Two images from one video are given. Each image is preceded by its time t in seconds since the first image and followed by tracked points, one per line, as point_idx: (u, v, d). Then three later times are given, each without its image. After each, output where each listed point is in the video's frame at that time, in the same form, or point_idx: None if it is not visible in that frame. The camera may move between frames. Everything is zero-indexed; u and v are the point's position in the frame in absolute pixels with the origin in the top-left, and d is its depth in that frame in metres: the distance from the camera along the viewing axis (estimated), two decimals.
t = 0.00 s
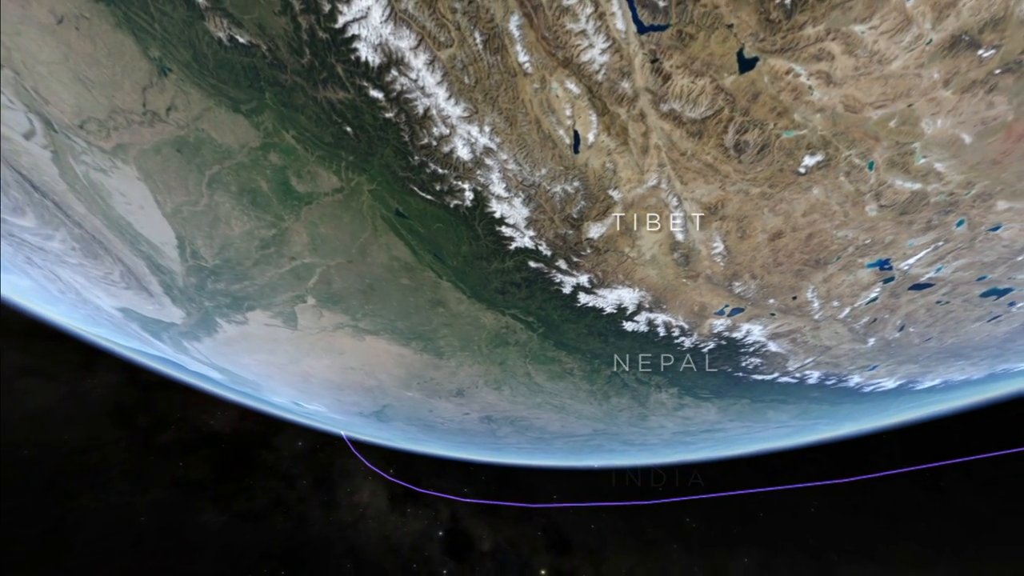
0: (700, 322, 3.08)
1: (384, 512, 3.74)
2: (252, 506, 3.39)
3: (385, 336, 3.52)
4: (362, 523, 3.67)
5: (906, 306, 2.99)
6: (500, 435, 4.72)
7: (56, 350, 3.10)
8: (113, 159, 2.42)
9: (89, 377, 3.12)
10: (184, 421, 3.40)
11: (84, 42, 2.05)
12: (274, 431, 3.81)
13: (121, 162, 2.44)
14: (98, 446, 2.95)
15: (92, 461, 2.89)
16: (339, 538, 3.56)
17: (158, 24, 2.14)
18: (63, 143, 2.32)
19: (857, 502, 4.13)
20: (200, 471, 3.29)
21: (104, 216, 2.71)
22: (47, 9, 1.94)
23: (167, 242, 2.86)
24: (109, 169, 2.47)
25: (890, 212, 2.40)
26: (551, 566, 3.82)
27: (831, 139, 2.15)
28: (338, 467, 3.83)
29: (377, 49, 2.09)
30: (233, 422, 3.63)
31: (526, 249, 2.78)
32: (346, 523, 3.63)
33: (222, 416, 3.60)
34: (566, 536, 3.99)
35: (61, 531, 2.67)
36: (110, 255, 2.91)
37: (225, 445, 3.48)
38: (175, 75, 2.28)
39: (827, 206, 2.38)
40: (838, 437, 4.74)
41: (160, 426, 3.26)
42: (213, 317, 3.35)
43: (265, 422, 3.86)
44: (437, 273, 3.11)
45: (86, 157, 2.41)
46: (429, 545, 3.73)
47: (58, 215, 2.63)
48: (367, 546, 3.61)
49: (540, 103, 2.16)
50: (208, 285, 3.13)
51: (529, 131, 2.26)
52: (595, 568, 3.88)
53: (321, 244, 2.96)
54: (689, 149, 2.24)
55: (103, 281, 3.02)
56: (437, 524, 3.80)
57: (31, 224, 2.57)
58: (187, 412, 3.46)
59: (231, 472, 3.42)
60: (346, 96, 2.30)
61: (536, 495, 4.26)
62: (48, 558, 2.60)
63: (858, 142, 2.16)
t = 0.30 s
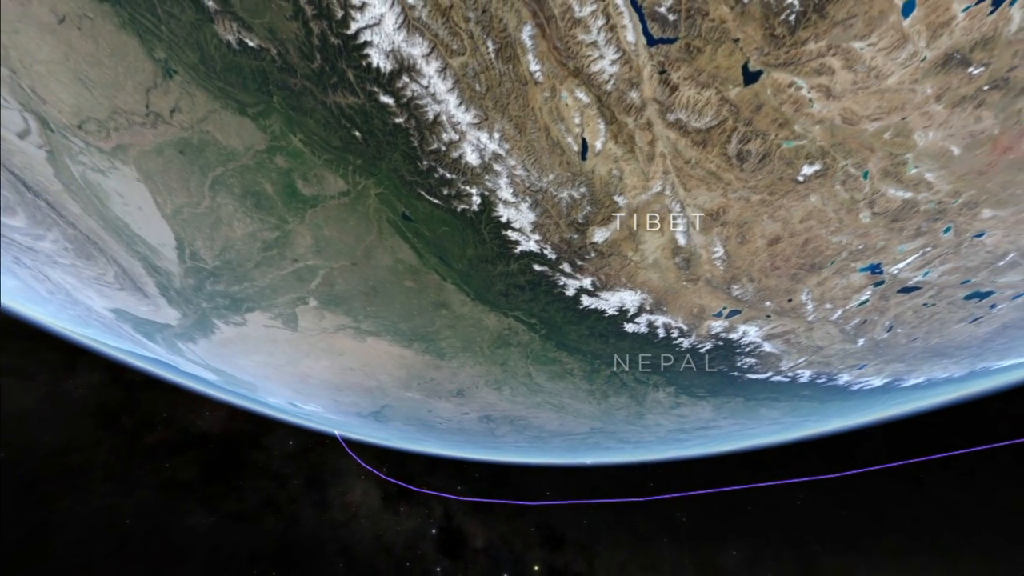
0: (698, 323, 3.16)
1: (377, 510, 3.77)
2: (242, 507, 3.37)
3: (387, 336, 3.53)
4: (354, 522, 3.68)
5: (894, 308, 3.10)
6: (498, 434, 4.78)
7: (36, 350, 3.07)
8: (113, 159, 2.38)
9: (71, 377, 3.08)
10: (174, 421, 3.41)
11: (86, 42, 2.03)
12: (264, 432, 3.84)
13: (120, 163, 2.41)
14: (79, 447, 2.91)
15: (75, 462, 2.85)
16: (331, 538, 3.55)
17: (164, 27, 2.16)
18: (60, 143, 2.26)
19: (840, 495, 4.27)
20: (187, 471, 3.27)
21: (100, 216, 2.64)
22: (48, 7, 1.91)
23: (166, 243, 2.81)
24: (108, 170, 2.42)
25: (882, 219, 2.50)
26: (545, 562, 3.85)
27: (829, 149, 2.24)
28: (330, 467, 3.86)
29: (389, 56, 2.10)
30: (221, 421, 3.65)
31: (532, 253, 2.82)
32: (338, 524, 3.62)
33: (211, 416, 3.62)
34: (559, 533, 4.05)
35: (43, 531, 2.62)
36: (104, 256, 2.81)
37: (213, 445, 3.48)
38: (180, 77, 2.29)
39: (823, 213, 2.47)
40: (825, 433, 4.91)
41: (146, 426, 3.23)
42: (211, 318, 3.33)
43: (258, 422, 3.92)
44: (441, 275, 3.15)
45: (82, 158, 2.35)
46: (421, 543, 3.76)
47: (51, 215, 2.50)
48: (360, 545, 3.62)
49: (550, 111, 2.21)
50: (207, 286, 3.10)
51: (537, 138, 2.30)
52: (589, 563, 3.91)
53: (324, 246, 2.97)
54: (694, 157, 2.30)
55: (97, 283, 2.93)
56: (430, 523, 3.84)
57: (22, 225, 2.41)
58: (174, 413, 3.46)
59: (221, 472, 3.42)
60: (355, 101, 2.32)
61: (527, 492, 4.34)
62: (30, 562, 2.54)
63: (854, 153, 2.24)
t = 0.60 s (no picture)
0: (697, 325, 3.25)
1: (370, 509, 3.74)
2: (232, 508, 3.29)
3: (389, 339, 3.63)
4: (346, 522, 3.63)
5: (883, 310, 3.23)
6: (496, 433, 4.83)
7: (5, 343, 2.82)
8: (113, 160, 2.37)
9: (52, 377, 2.87)
10: (160, 420, 3.25)
11: (90, 42, 2.02)
12: (253, 430, 3.71)
13: (121, 163, 2.39)
14: (58, 449, 2.76)
15: (57, 462, 2.75)
16: (323, 537, 3.51)
17: (171, 29, 2.16)
18: (57, 143, 2.23)
19: (825, 488, 4.42)
20: (175, 471, 3.17)
21: (96, 216, 2.61)
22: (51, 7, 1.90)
23: (166, 244, 2.82)
24: (107, 171, 2.41)
25: (874, 226, 2.60)
26: (538, 558, 3.90)
27: (826, 159, 2.32)
28: (321, 467, 3.80)
29: (402, 63, 2.12)
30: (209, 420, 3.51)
31: (537, 257, 2.87)
32: (329, 523, 3.58)
33: (198, 416, 3.47)
34: (552, 529, 4.12)
35: (24, 537, 2.56)
36: (99, 257, 2.80)
37: (201, 445, 3.36)
38: (186, 80, 2.28)
39: (819, 220, 2.57)
40: (811, 429, 5.08)
41: (130, 426, 3.07)
42: (207, 318, 3.43)
43: (247, 421, 3.78)
44: (445, 278, 3.19)
45: (80, 158, 2.32)
46: (415, 541, 3.77)
47: (43, 215, 2.47)
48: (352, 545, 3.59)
49: (559, 119, 2.25)
50: (205, 288, 3.17)
51: (546, 145, 2.34)
52: (582, 559, 3.99)
53: (328, 249, 3.01)
54: (697, 166, 2.37)
55: (90, 282, 2.92)
56: (424, 521, 3.85)
57: (13, 224, 2.37)
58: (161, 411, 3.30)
59: (210, 472, 3.32)
60: (365, 106, 2.33)
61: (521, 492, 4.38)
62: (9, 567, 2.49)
63: (850, 162, 2.33)
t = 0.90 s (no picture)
0: (694, 326, 3.34)
1: (363, 508, 3.83)
2: (221, 509, 3.32)
3: (390, 340, 3.71)
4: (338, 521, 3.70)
5: (871, 311, 3.35)
6: (494, 432, 4.90)
7: None
8: (113, 162, 2.39)
9: (28, 376, 2.87)
10: (148, 423, 3.30)
11: (94, 43, 2.03)
12: (242, 431, 3.77)
13: (121, 164, 2.42)
14: (39, 451, 2.75)
15: (36, 464, 2.73)
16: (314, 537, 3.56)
17: (180, 32, 2.19)
18: (54, 143, 2.26)
19: (809, 481, 4.57)
20: (160, 473, 3.19)
21: (91, 217, 2.66)
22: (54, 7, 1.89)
23: (164, 246, 2.91)
24: (106, 172, 2.44)
25: (866, 232, 2.71)
26: (530, 554, 4.02)
27: (822, 168, 2.41)
28: (313, 466, 3.86)
29: (413, 70, 2.15)
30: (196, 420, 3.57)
31: (542, 260, 2.92)
32: (321, 523, 3.64)
33: (184, 416, 3.51)
34: (544, 525, 4.23)
35: (3, 543, 2.52)
36: (94, 257, 2.88)
37: (188, 445, 3.40)
38: (193, 83, 2.32)
39: (814, 226, 2.66)
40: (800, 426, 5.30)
41: (113, 428, 3.09)
42: (206, 321, 3.60)
43: (237, 421, 3.85)
44: (450, 280, 3.25)
45: (78, 159, 2.34)
46: (408, 539, 3.85)
47: (38, 216, 2.49)
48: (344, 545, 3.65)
49: (568, 127, 2.30)
50: (205, 289, 3.29)
51: (553, 152, 2.40)
52: (573, 554, 4.07)
53: (333, 252, 3.06)
54: (700, 173, 2.44)
55: (84, 282, 3.01)
56: (416, 520, 3.94)
57: (7, 224, 2.37)
58: (146, 412, 3.34)
59: (197, 474, 3.34)
60: (375, 112, 2.35)
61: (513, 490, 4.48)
62: None
63: (845, 172, 2.42)
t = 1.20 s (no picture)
0: (692, 328, 3.44)
1: (356, 507, 4.02)
2: (209, 510, 3.53)
3: (391, 341, 3.74)
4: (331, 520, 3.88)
5: (861, 313, 3.47)
6: (493, 431, 4.96)
7: None
8: (113, 163, 2.43)
9: (15, 378, 3.34)
10: (134, 427, 3.67)
11: (99, 45, 2.02)
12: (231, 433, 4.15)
13: (121, 166, 2.46)
14: (27, 454, 3.13)
15: (20, 468, 3.05)
16: (306, 536, 3.73)
17: (189, 35, 2.16)
18: (53, 145, 2.29)
19: (796, 477, 4.75)
20: (144, 475, 3.46)
21: (88, 218, 2.69)
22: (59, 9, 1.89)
23: (163, 248, 2.95)
24: (106, 172, 2.47)
25: (857, 238, 2.82)
26: (524, 550, 4.07)
27: (819, 177, 2.50)
28: (303, 467, 4.17)
29: (425, 78, 2.18)
30: (182, 422, 3.97)
31: (545, 264, 2.98)
32: (313, 523, 3.82)
33: (168, 420, 3.91)
34: (538, 522, 4.34)
35: None
36: (89, 258, 2.91)
37: (173, 449, 3.73)
38: (199, 86, 2.31)
39: (810, 232, 2.76)
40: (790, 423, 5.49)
41: (97, 432, 3.45)
42: (203, 322, 3.60)
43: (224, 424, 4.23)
44: (454, 282, 3.30)
45: (77, 160, 2.38)
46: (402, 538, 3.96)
47: (32, 216, 2.51)
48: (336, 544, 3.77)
49: (575, 136, 2.36)
50: (204, 291, 3.33)
51: (561, 159, 2.45)
52: (566, 550, 4.14)
53: (337, 254, 3.10)
54: (702, 181, 2.52)
55: (78, 283, 3.04)
56: (410, 518, 4.09)
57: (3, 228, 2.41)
58: (130, 414, 3.74)
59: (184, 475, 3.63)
60: (385, 118, 2.37)
61: (507, 487, 4.69)
62: None
63: (840, 181, 2.51)
